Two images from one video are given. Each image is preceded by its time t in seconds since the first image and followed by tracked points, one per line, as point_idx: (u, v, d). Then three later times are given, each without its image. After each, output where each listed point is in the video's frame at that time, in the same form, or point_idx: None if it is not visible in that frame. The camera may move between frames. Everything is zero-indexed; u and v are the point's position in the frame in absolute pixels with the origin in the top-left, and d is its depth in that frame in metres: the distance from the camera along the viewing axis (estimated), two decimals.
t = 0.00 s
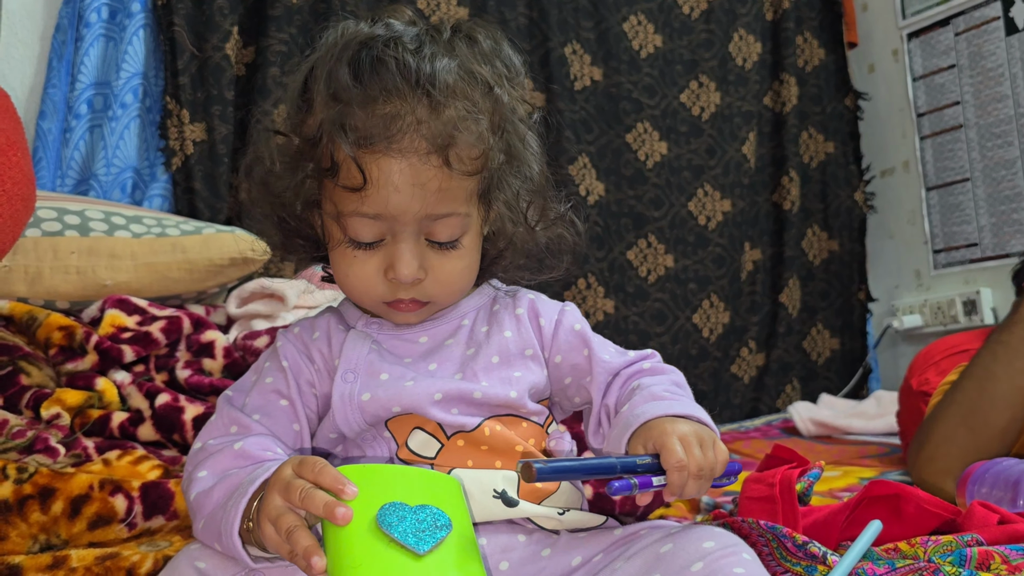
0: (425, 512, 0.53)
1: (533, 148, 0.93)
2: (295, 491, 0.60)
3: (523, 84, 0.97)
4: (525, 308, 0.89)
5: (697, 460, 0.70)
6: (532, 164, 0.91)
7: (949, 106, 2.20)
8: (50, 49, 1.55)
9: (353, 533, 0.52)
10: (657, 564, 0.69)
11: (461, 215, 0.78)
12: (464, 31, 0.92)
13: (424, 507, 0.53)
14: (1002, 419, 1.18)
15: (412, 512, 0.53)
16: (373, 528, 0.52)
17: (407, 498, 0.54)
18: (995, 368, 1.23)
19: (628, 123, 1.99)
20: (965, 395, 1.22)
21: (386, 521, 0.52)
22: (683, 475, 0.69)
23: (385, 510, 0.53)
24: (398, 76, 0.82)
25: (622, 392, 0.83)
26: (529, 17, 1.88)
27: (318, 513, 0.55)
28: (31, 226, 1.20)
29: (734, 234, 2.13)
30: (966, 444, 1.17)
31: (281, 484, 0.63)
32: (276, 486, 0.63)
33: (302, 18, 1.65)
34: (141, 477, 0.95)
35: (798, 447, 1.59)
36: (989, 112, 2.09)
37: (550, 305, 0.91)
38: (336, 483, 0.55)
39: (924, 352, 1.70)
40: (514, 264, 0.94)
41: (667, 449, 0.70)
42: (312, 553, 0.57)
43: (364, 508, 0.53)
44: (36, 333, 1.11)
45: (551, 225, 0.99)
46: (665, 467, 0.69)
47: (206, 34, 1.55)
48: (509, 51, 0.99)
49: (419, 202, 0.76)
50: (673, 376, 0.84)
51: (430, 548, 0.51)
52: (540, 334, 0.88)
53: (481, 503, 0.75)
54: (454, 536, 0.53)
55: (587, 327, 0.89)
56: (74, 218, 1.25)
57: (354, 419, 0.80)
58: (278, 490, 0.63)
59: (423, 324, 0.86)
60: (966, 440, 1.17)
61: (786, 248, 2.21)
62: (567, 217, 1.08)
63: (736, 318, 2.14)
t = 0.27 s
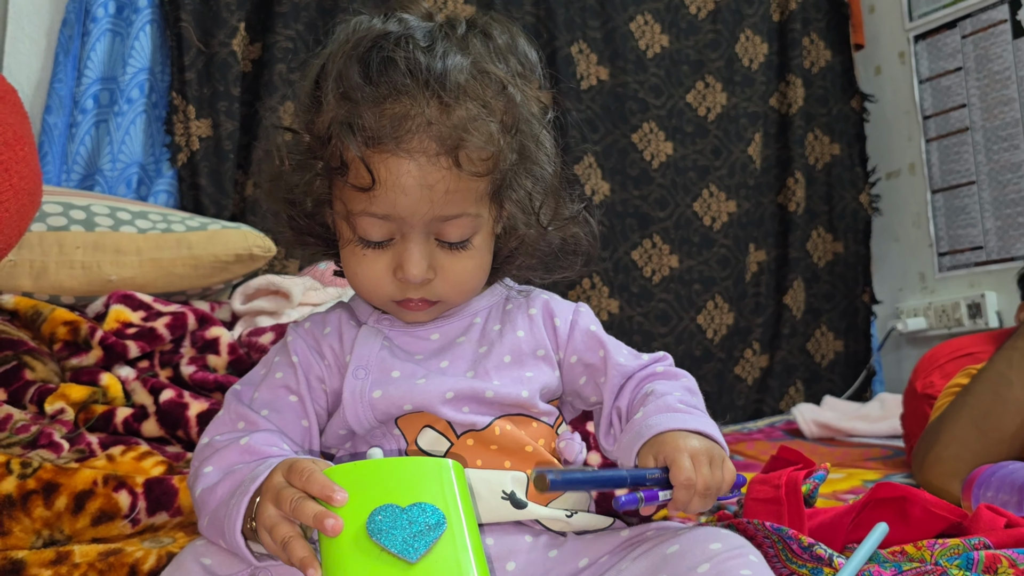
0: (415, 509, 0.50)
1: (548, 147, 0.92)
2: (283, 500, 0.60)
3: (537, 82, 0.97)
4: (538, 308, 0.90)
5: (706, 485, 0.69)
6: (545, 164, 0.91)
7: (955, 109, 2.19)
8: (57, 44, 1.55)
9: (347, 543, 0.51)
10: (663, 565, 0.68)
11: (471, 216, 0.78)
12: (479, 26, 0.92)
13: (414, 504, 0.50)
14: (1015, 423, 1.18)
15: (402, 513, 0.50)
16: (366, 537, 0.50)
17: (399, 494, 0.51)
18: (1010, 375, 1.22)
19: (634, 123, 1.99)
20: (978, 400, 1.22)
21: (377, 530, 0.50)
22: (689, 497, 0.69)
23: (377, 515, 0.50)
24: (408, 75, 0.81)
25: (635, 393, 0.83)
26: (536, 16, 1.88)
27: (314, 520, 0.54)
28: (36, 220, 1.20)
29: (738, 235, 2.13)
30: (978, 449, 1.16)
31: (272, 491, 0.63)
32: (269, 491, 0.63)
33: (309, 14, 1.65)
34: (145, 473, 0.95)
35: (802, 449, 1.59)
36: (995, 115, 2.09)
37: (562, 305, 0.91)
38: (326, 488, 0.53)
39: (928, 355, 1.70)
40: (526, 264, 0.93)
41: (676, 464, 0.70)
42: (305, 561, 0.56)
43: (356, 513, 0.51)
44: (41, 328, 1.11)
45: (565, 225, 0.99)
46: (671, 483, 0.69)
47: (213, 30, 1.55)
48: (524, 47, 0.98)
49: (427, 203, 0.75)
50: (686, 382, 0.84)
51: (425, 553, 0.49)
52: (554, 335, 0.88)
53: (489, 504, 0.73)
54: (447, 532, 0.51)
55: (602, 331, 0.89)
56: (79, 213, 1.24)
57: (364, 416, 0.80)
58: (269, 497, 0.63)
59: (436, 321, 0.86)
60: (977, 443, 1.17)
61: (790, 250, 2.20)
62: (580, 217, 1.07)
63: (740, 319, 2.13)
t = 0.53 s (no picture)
0: (377, 532, 0.49)
1: (550, 148, 0.93)
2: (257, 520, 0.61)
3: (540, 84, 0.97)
4: (534, 305, 0.90)
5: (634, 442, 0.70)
6: (547, 163, 0.91)
7: (955, 113, 2.19)
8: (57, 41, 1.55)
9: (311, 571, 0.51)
10: (656, 566, 0.69)
11: (473, 213, 0.78)
12: (483, 27, 0.93)
13: (377, 525, 0.50)
14: (1010, 429, 1.18)
15: (365, 536, 0.50)
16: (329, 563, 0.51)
17: (358, 516, 0.50)
18: (1006, 379, 1.23)
19: (633, 125, 1.99)
20: (974, 404, 1.22)
21: (343, 554, 0.50)
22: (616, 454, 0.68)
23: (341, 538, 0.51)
24: (413, 72, 0.82)
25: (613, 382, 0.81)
26: (535, 17, 1.89)
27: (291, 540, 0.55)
28: (35, 217, 1.20)
29: (737, 238, 2.14)
30: (973, 453, 1.17)
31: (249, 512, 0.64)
32: (246, 508, 0.65)
33: (309, 14, 1.65)
34: (140, 470, 0.95)
35: (798, 452, 1.59)
36: (994, 119, 2.09)
37: (556, 302, 0.91)
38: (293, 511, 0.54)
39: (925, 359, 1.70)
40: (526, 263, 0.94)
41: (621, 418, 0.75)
42: None
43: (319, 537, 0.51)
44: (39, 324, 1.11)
45: (564, 225, 0.99)
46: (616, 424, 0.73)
47: (213, 28, 1.55)
48: (528, 48, 0.99)
49: (430, 198, 0.75)
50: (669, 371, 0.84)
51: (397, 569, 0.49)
52: (545, 331, 0.88)
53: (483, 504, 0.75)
54: (422, 542, 0.49)
55: (591, 322, 0.89)
56: (78, 210, 1.25)
57: (361, 414, 0.80)
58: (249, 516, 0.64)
59: (434, 319, 0.87)
60: (972, 447, 1.17)
61: (788, 253, 2.21)
62: (580, 218, 1.07)
63: (737, 321, 2.14)
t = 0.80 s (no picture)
0: (378, 547, 0.48)
1: (542, 150, 0.93)
2: (257, 530, 0.60)
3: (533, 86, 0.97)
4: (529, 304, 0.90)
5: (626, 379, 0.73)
6: (541, 166, 0.91)
7: (957, 117, 2.19)
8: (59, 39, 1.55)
9: None
10: (656, 570, 0.68)
11: (468, 213, 0.78)
12: (476, 31, 0.93)
13: (378, 540, 0.48)
14: (1002, 434, 1.19)
15: (366, 552, 0.48)
16: None
17: (358, 530, 0.49)
18: (998, 384, 1.23)
19: (635, 127, 1.99)
20: (969, 408, 1.22)
21: (344, 566, 0.49)
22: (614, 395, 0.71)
23: (341, 554, 0.49)
24: (408, 76, 0.82)
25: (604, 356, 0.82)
26: (538, 19, 1.89)
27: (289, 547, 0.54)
28: (36, 216, 1.20)
29: (738, 241, 2.13)
30: (969, 459, 1.16)
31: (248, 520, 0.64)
32: (247, 516, 0.64)
33: (312, 14, 1.65)
34: (140, 470, 0.95)
35: (798, 456, 1.59)
36: (996, 124, 2.09)
37: (546, 299, 0.92)
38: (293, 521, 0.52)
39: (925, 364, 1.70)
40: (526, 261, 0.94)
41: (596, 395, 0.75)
42: None
43: (321, 551, 0.50)
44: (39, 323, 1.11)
45: (559, 226, 0.98)
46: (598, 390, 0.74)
47: (215, 28, 1.55)
48: (519, 52, 0.99)
49: (426, 199, 0.75)
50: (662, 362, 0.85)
51: None
52: (538, 327, 0.89)
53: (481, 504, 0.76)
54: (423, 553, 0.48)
55: (581, 317, 0.90)
56: (79, 209, 1.25)
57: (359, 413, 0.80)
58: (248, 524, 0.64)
59: (430, 320, 0.87)
60: (968, 452, 1.17)
61: (789, 257, 2.21)
62: (573, 218, 1.07)
63: (737, 325, 2.14)
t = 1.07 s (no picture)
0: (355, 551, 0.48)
1: (530, 149, 0.93)
2: (238, 529, 0.60)
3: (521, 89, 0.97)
4: (519, 303, 0.90)
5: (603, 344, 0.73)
6: (528, 165, 0.91)
7: (960, 120, 2.19)
8: (64, 38, 1.56)
9: None
10: (656, 570, 0.68)
11: (455, 211, 0.78)
12: (463, 35, 0.94)
13: (355, 543, 0.48)
14: (1006, 436, 1.18)
15: (342, 554, 0.48)
16: None
17: (335, 533, 0.48)
18: (1002, 387, 1.23)
19: (638, 129, 1.99)
20: (971, 412, 1.22)
21: (320, 569, 0.49)
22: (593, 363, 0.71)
23: (317, 556, 0.49)
24: (394, 76, 0.82)
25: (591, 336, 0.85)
26: (542, 20, 1.89)
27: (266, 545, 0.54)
28: (40, 214, 1.20)
29: (740, 243, 2.13)
30: (971, 462, 1.16)
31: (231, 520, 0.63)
32: (229, 515, 0.64)
33: (315, 14, 1.65)
34: (142, 468, 0.95)
35: (799, 458, 1.59)
36: (1000, 127, 2.09)
37: (537, 298, 0.92)
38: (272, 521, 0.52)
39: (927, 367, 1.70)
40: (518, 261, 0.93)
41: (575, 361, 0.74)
42: None
43: (298, 553, 0.50)
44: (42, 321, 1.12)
45: (547, 226, 0.98)
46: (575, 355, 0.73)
47: (220, 28, 1.56)
48: (508, 57, 0.99)
49: (412, 197, 0.75)
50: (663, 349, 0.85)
51: None
52: (530, 327, 0.88)
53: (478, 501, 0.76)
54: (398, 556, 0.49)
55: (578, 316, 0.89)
56: (83, 207, 1.25)
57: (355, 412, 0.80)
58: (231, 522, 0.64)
59: (423, 321, 0.87)
60: (970, 456, 1.17)
61: (792, 258, 2.20)
62: (561, 217, 1.08)
63: (740, 327, 2.14)
